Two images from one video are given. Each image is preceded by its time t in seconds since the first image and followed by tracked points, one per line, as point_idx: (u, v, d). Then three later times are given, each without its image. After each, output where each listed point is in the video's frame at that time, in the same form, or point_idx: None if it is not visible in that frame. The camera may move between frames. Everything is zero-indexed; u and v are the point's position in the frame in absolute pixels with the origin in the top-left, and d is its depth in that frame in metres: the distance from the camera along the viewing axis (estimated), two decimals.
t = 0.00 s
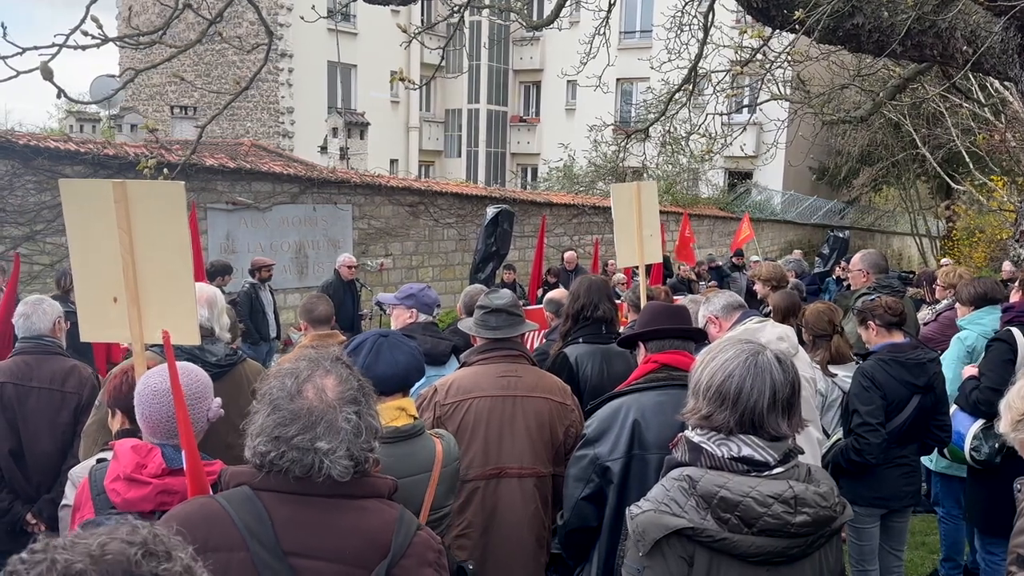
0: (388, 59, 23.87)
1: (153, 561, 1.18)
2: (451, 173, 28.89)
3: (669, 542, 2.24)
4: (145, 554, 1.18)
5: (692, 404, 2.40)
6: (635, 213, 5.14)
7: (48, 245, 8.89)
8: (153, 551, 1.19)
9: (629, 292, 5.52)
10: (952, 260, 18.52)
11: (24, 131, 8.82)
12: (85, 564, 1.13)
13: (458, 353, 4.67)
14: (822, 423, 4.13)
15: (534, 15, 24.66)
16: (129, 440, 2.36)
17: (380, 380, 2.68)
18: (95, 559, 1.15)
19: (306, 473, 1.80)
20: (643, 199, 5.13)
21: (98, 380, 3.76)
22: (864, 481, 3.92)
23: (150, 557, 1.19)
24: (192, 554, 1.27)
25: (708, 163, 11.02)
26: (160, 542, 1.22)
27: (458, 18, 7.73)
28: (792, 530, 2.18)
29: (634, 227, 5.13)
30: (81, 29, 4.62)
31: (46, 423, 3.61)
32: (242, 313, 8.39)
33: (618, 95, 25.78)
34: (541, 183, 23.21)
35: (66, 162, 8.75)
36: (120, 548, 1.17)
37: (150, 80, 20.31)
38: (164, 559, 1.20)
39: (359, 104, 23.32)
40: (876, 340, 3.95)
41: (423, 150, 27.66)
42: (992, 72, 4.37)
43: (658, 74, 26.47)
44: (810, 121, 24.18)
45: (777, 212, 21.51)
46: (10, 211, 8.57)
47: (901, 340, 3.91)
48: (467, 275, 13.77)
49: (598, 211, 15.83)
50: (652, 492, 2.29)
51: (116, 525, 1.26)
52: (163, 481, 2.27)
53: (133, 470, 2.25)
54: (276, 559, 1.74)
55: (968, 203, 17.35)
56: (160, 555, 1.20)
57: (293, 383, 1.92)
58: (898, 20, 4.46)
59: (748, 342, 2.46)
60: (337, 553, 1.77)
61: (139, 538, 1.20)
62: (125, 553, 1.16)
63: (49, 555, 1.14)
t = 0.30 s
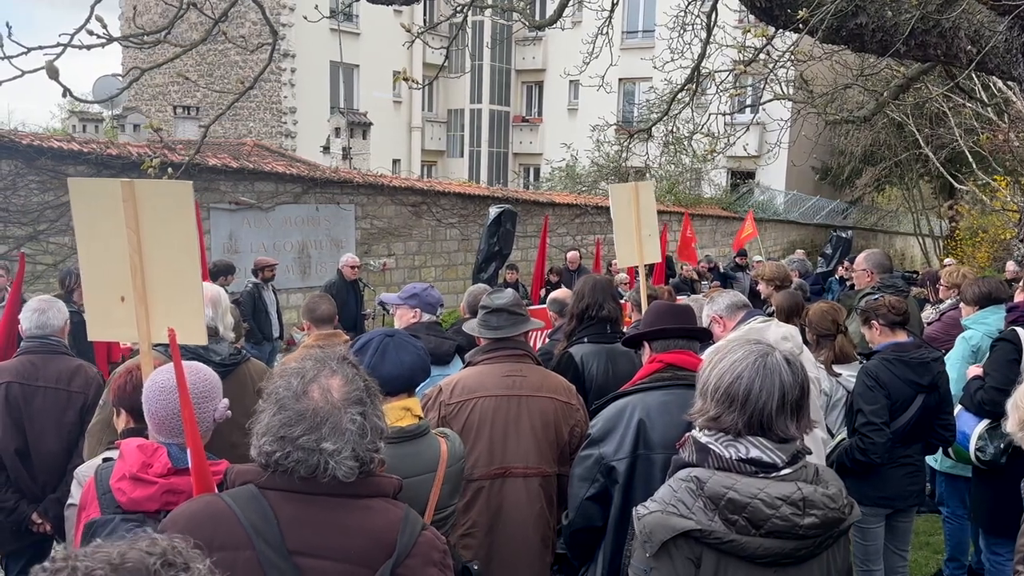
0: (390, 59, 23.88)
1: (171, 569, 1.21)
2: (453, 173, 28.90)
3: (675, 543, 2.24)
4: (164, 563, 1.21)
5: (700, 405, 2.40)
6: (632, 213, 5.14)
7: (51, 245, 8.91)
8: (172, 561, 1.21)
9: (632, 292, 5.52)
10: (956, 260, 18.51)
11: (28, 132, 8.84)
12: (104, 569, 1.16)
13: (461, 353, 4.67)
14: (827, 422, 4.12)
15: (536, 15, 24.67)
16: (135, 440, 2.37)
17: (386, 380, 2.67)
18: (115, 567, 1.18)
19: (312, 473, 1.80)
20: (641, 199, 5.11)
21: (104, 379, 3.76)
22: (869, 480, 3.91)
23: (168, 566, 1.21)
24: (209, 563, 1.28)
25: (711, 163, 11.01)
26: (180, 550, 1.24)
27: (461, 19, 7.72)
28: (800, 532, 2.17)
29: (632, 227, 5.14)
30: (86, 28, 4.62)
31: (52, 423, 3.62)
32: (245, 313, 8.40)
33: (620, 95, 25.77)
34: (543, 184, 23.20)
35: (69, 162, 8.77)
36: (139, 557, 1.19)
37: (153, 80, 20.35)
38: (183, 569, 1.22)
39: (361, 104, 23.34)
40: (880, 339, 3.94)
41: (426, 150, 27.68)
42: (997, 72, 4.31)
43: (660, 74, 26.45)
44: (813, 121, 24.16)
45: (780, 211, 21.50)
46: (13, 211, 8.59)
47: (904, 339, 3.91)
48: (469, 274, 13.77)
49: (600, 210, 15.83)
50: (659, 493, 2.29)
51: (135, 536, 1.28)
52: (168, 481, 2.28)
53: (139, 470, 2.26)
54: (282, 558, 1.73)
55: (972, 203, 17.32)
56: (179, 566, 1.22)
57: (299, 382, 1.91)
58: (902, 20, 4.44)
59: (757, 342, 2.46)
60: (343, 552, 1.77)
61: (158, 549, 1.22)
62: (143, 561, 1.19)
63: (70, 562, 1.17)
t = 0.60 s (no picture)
0: (393, 59, 23.88)
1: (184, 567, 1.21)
2: (455, 173, 28.91)
3: (680, 543, 2.24)
4: (178, 561, 1.21)
5: (705, 405, 2.40)
6: (629, 214, 5.12)
7: (54, 245, 8.93)
8: (186, 559, 1.22)
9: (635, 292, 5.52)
10: (959, 260, 18.48)
11: (31, 131, 8.86)
12: (120, 567, 1.17)
13: (464, 352, 4.66)
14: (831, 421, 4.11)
15: (538, 15, 24.66)
16: (139, 439, 2.37)
17: (391, 381, 2.68)
18: (129, 563, 1.18)
19: (315, 473, 1.80)
20: (639, 200, 5.10)
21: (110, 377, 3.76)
22: (872, 479, 3.90)
23: (182, 564, 1.21)
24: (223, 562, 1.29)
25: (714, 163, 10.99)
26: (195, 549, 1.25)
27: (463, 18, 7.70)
28: (805, 532, 2.17)
29: (630, 226, 5.14)
30: (89, 27, 4.62)
31: (59, 421, 3.63)
32: (248, 313, 8.41)
33: (622, 95, 25.76)
34: (546, 184, 23.20)
35: (73, 161, 8.79)
36: (153, 554, 1.20)
37: (156, 81, 20.39)
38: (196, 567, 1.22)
39: (364, 104, 23.34)
40: (883, 338, 3.94)
41: (428, 150, 27.69)
42: (1001, 71, 4.30)
43: (663, 74, 26.43)
44: (816, 121, 24.14)
45: (783, 211, 21.49)
46: (16, 211, 8.60)
47: (907, 339, 3.90)
48: (472, 274, 13.77)
49: (603, 210, 15.83)
50: (664, 492, 2.29)
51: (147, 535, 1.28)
52: (172, 480, 2.27)
53: (142, 469, 2.26)
54: (285, 558, 1.74)
55: (975, 203, 17.28)
56: (193, 564, 1.22)
57: (303, 382, 1.91)
58: (904, 19, 4.42)
59: (762, 342, 2.46)
60: (346, 552, 1.77)
61: (172, 546, 1.22)
62: (158, 559, 1.19)
63: (84, 558, 1.17)
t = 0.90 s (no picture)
0: (396, 59, 23.91)
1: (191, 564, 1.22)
2: (458, 173, 28.93)
3: (684, 542, 2.23)
4: (185, 557, 1.22)
5: (707, 403, 2.40)
6: (629, 214, 5.12)
7: (57, 245, 8.95)
8: (193, 556, 1.23)
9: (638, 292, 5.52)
10: (962, 261, 18.46)
11: (34, 132, 8.87)
12: (127, 562, 1.17)
13: (467, 352, 4.67)
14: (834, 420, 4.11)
15: (541, 15, 24.69)
16: (143, 439, 2.37)
17: (393, 382, 2.67)
18: (137, 559, 1.19)
19: (317, 472, 1.80)
20: (638, 199, 5.10)
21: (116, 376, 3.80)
22: (875, 480, 3.89)
23: (189, 560, 1.22)
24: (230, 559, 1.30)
25: (716, 163, 10.99)
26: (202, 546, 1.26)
27: (466, 18, 7.70)
28: (807, 531, 2.17)
29: (630, 226, 5.14)
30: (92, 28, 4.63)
31: (67, 419, 3.65)
32: (251, 313, 8.42)
33: (625, 95, 25.77)
34: (548, 184, 23.21)
35: (76, 162, 8.80)
36: (160, 550, 1.20)
37: (158, 81, 20.42)
38: (202, 564, 1.23)
39: (367, 104, 23.36)
40: (886, 338, 3.94)
41: (431, 150, 27.70)
42: (1003, 71, 4.34)
43: (666, 74, 26.43)
44: (819, 121, 24.13)
45: (785, 211, 21.49)
46: (20, 211, 8.61)
47: (910, 339, 3.90)
48: (475, 274, 13.78)
49: (605, 210, 15.83)
50: (667, 491, 2.29)
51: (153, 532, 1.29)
52: (177, 480, 2.28)
53: (147, 468, 2.27)
54: (287, 556, 1.74)
55: (978, 202, 17.26)
56: (199, 560, 1.23)
57: (305, 382, 1.91)
58: (908, 19, 4.42)
59: (764, 340, 2.45)
60: (348, 551, 1.78)
61: (179, 543, 1.23)
62: (165, 555, 1.20)
63: (92, 553, 1.18)
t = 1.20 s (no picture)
0: (399, 59, 23.93)
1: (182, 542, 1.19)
2: (461, 174, 28.94)
3: (686, 543, 2.24)
4: (172, 536, 1.20)
5: (709, 404, 2.40)
6: (636, 214, 5.12)
7: (61, 245, 8.97)
8: (181, 533, 1.20)
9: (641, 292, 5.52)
10: (966, 260, 18.43)
11: (38, 132, 8.89)
12: (112, 542, 1.15)
13: (470, 352, 4.67)
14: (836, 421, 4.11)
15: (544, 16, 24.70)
16: (147, 440, 2.38)
17: (393, 382, 2.67)
18: (122, 538, 1.16)
19: (319, 472, 1.81)
20: (645, 199, 5.13)
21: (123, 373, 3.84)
22: (877, 480, 3.89)
23: (177, 539, 1.20)
24: (220, 540, 1.27)
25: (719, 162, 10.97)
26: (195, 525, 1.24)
27: (468, 18, 7.70)
28: (810, 531, 2.17)
29: (637, 225, 5.12)
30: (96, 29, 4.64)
31: (77, 417, 3.67)
32: (255, 312, 8.42)
33: (628, 95, 25.77)
34: (551, 184, 23.20)
35: (80, 162, 8.83)
36: (146, 529, 1.18)
37: (162, 81, 20.44)
38: (191, 542, 1.20)
39: (370, 104, 23.38)
40: (888, 339, 3.94)
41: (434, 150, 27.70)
42: (1007, 72, 4.30)
43: (669, 74, 26.42)
44: (822, 120, 24.11)
45: (788, 211, 21.46)
46: (24, 211, 8.64)
47: (913, 339, 3.89)
48: (477, 274, 13.79)
49: (608, 210, 15.83)
50: (669, 492, 2.29)
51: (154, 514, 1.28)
52: (181, 480, 2.29)
53: (151, 469, 2.28)
54: (290, 556, 1.74)
55: (982, 203, 17.23)
56: (188, 538, 1.20)
57: (308, 382, 1.92)
58: (912, 20, 4.42)
59: (765, 341, 2.46)
60: (349, 551, 1.78)
61: (167, 522, 1.21)
62: (151, 533, 1.18)
63: (77, 534, 1.17)
